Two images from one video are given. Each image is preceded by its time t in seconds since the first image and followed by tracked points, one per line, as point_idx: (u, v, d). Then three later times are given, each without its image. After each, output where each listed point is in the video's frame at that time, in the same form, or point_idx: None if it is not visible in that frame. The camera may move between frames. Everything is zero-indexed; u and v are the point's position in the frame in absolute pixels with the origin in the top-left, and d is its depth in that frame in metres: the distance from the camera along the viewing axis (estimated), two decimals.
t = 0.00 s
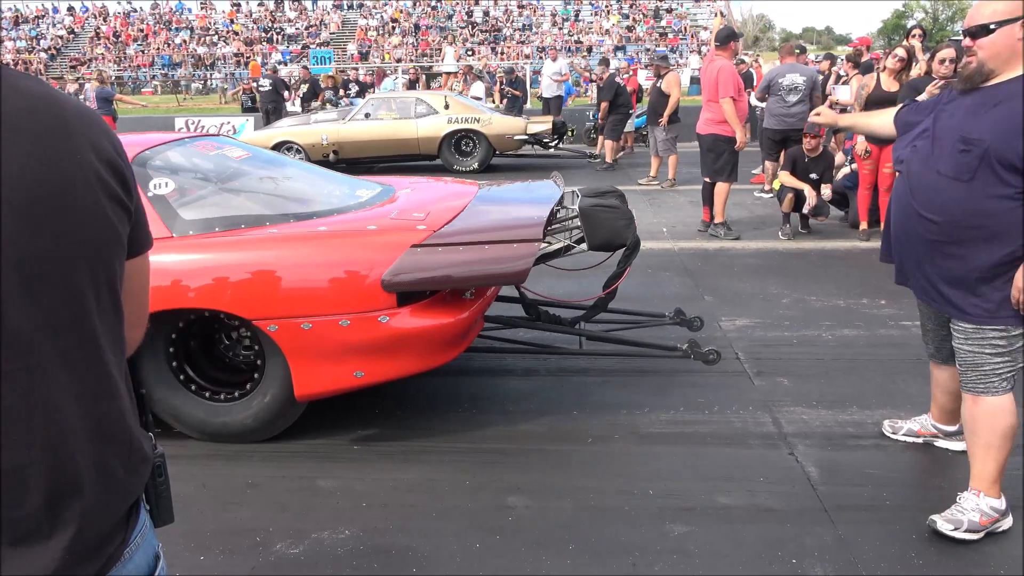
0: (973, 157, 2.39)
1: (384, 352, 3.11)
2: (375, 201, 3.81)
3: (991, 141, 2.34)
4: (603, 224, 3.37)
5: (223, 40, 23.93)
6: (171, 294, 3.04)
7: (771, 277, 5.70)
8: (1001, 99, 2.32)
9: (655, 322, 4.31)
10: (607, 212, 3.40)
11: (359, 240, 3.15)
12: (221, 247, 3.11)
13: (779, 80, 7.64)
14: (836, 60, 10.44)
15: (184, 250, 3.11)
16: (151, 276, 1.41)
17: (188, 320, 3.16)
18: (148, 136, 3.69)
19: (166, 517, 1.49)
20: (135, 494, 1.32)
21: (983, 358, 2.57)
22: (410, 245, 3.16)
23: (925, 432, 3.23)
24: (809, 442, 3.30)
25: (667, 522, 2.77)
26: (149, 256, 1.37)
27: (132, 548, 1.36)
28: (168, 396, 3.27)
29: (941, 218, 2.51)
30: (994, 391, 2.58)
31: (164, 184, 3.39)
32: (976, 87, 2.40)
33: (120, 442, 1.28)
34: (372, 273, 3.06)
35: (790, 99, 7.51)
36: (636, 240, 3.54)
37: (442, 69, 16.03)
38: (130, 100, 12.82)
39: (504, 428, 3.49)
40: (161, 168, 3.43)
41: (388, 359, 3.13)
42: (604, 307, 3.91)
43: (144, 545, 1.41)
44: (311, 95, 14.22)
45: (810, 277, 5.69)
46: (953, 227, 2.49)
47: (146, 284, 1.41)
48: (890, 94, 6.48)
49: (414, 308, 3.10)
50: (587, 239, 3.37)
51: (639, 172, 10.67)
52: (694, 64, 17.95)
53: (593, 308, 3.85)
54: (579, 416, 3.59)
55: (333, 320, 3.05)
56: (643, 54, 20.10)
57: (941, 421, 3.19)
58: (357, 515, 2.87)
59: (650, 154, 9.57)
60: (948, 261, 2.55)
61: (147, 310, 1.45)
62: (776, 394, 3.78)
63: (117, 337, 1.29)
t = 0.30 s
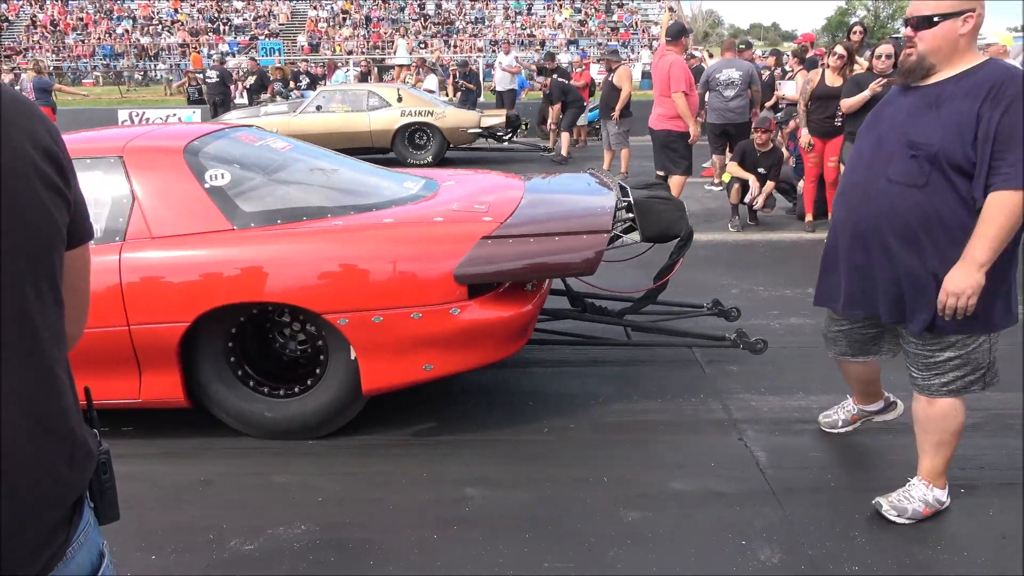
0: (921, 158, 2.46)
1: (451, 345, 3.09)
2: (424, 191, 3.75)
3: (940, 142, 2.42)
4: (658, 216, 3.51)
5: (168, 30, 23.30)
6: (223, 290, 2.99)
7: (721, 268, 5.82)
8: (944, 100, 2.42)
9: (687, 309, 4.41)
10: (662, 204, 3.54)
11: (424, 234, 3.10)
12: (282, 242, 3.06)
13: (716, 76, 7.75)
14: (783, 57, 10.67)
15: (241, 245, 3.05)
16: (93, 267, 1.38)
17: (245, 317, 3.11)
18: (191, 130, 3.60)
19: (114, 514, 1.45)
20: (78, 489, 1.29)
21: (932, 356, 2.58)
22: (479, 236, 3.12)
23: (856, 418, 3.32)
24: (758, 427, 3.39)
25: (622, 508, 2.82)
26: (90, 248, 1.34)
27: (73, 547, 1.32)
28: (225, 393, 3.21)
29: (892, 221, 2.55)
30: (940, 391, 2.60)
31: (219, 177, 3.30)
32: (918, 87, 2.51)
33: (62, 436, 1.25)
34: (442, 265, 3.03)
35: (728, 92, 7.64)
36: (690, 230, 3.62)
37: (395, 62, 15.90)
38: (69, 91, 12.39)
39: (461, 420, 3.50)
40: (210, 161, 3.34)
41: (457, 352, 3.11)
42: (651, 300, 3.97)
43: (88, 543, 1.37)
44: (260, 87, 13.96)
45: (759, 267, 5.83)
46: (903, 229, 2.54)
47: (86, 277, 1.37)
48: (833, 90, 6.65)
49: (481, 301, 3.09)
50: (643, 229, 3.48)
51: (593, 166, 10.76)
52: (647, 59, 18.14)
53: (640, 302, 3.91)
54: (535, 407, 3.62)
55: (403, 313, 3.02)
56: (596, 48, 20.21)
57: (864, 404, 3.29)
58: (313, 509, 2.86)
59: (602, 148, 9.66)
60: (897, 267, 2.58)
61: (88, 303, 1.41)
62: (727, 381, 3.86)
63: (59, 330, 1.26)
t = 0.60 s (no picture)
0: (825, 148, 2.35)
1: (502, 323, 3.08)
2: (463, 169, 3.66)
3: (840, 130, 2.31)
4: (694, 194, 3.46)
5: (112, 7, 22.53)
6: (270, 271, 2.93)
7: (679, 247, 5.90)
8: (845, 87, 2.32)
9: (714, 288, 4.44)
10: (697, 182, 3.49)
11: (473, 212, 3.06)
12: (331, 221, 3.00)
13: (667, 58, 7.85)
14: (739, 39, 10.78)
15: (288, 224, 2.99)
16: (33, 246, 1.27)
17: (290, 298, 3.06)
18: (226, 108, 3.47)
19: (65, 500, 1.35)
20: (25, 478, 1.18)
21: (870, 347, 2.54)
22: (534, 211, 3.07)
23: (724, 462, 2.78)
24: (716, 403, 3.45)
25: (584, 483, 2.85)
26: (31, 227, 1.23)
27: (18, 535, 1.20)
28: (269, 374, 3.17)
29: (801, 216, 2.44)
30: (873, 375, 2.59)
31: (260, 157, 3.18)
32: (824, 74, 2.40)
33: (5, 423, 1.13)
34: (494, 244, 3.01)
35: (679, 74, 7.73)
36: (723, 211, 3.60)
37: (350, 42, 15.65)
38: (9, 70, 11.90)
39: (424, 401, 3.50)
40: (249, 141, 3.21)
41: (507, 331, 3.10)
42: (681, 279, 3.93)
43: (36, 531, 1.24)
44: (211, 66, 13.62)
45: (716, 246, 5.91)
46: (812, 224, 2.42)
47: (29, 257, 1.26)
48: (790, 70, 6.78)
49: (532, 279, 3.09)
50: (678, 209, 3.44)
51: (551, 147, 10.77)
52: (604, 41, 18.16)
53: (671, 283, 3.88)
54: (498, 387, 3.64)
55: (455, 292, 2.99)
56: (553, 29, 20.15)
57: (743, 445, 2.75)
58: (276, 493, 2.83)
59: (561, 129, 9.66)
60: (808, 264, 2.47)
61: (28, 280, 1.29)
62: (685, 358, 3.92)
63: None
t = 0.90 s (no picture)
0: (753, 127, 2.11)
1: (577, 308, 3.05)
2: (531, 149, 3.62)
3: (767, 106, 2.07)
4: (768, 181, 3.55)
5: None
6: (347, 251, 2.94)
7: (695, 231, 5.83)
8: (772, 60, 2.08)
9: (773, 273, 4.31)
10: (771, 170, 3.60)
11: (548, 194, 3.02)
12: (409, 202, 2.99)
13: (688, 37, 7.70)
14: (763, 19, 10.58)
15: (368, 204, 2.98)
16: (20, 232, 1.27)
17: (362, 278, 3.05)
18: (299, 85, 3.46)
19: (56, 486, 1.35)
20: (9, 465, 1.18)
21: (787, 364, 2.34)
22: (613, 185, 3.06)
23: (719, 470, 2.73)
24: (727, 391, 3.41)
25: (590, 470, 2.83)
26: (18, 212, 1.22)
27: (4, 522, 1.21)
28: (340, 354, 3.19)
29: (733, 201, 2.19)
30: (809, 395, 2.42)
31: (336, 135, 3.16)
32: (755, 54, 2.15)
33: None
34: (570, 227, 2.97)
35: (702, 54, 7.63)
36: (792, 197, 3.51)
37: (369, 18, 15.57)
38: (31, 44, 11.96)
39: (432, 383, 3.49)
40: (324, 119, 3.20)
41: (580, 315, 3.07)
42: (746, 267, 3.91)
43: (23, 518, 1.25)
44: (230, 42, 13.61)
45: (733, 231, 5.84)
46: (741, 207, 2.18)
47: (16, 243, 1.26)
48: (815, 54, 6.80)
49: (607, 263, 3.05)
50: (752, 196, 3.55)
51: (569, 127, 10.67)
52: (625, 19, 17.92)
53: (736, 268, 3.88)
54: (507, 371, 3.62)
55: (532, 275, 2.97)
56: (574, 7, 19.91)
57: (735, 453, 2.70)
58: (282, 472, 2.84)
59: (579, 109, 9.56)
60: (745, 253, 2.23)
61: (18, 267, 1.28)
62: (698, 346, 3.88)
63: None
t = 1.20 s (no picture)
0: (721, 128, 1.97)
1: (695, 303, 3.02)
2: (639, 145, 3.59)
3: (737, 107, 1.93)
4: (888, 175, 3.22)
5: None
6: (468, 241, 2.94)
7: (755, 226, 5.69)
8: (745, 59, 1.93)
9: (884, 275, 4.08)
10: (891, 162, 3.26)
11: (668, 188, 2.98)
12: (531, 195, 2.98)
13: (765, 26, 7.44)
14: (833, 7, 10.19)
15: (485, 195, 2.99)
16: (82, 218, 1.30)
17: (475, 269, 3.06)
18: (414, 75, 3.47)
19: (114, 467, 1.39)
20: (68, 445, 1.22)
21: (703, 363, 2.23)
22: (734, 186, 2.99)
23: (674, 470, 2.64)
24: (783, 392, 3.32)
25: (640, 468, 2.80)
26: (80, 196, 1.25)
27: (63, 500, 1.25)
28: (450, 342, 3.22)
29: (696, 205, 2.05)
30: (698, 389, 2.28)
31: (454, 126, 3.18)
32: (723, 48, 2.02)
33: (48, 394, 1.17)
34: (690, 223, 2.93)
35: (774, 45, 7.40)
36: (918, 196, 3.30)
37: (430, 6, 15.65)
38: (105, 32, 12.37)
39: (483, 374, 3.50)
40: (441, 109, 3.22)
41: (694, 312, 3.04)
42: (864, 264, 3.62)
43: (80, 496, 1.29)
44: (293, 30, 13.86)
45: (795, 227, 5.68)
46: (701, 214, 2.05)
47: (77, 229, 1.29)
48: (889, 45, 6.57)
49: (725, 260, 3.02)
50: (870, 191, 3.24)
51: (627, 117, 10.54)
52: (688, 7, 17.58)
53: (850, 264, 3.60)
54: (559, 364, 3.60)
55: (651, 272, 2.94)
56: None
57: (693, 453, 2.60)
58: (334, 457, 2.89)
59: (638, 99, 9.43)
60: (703, 260, 2.08)
61: (81, 256, 1.32)
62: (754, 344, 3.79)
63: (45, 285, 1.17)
